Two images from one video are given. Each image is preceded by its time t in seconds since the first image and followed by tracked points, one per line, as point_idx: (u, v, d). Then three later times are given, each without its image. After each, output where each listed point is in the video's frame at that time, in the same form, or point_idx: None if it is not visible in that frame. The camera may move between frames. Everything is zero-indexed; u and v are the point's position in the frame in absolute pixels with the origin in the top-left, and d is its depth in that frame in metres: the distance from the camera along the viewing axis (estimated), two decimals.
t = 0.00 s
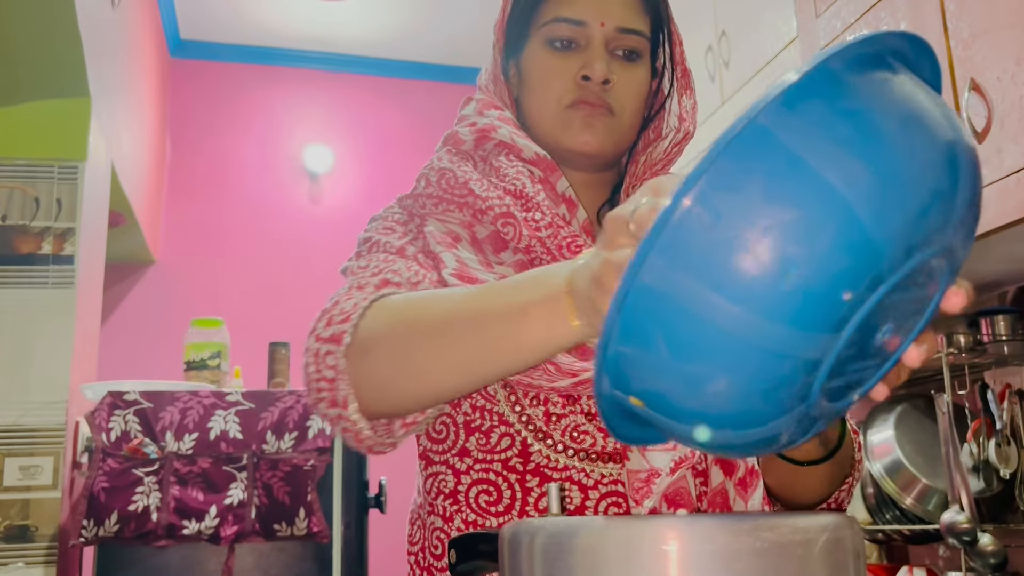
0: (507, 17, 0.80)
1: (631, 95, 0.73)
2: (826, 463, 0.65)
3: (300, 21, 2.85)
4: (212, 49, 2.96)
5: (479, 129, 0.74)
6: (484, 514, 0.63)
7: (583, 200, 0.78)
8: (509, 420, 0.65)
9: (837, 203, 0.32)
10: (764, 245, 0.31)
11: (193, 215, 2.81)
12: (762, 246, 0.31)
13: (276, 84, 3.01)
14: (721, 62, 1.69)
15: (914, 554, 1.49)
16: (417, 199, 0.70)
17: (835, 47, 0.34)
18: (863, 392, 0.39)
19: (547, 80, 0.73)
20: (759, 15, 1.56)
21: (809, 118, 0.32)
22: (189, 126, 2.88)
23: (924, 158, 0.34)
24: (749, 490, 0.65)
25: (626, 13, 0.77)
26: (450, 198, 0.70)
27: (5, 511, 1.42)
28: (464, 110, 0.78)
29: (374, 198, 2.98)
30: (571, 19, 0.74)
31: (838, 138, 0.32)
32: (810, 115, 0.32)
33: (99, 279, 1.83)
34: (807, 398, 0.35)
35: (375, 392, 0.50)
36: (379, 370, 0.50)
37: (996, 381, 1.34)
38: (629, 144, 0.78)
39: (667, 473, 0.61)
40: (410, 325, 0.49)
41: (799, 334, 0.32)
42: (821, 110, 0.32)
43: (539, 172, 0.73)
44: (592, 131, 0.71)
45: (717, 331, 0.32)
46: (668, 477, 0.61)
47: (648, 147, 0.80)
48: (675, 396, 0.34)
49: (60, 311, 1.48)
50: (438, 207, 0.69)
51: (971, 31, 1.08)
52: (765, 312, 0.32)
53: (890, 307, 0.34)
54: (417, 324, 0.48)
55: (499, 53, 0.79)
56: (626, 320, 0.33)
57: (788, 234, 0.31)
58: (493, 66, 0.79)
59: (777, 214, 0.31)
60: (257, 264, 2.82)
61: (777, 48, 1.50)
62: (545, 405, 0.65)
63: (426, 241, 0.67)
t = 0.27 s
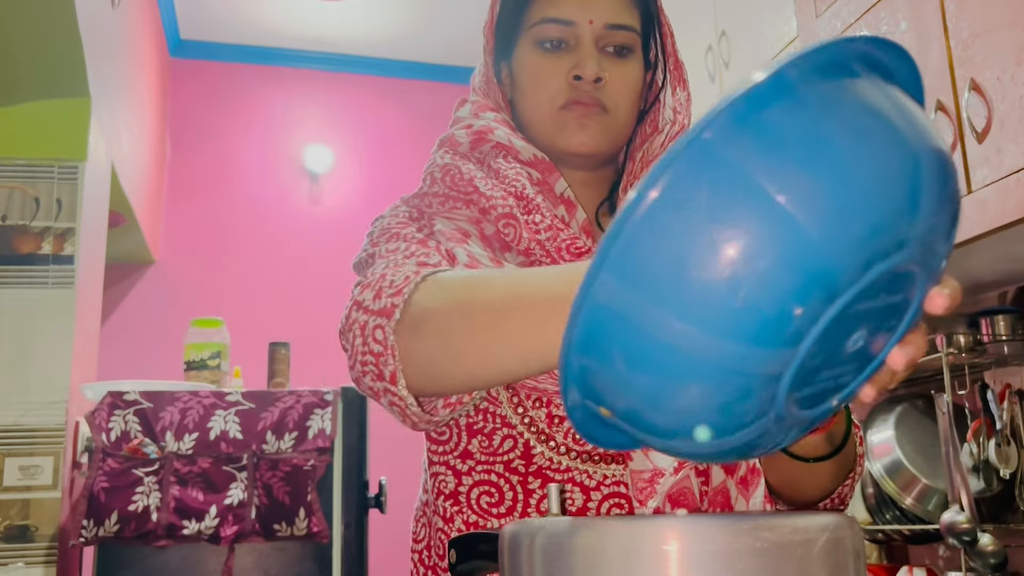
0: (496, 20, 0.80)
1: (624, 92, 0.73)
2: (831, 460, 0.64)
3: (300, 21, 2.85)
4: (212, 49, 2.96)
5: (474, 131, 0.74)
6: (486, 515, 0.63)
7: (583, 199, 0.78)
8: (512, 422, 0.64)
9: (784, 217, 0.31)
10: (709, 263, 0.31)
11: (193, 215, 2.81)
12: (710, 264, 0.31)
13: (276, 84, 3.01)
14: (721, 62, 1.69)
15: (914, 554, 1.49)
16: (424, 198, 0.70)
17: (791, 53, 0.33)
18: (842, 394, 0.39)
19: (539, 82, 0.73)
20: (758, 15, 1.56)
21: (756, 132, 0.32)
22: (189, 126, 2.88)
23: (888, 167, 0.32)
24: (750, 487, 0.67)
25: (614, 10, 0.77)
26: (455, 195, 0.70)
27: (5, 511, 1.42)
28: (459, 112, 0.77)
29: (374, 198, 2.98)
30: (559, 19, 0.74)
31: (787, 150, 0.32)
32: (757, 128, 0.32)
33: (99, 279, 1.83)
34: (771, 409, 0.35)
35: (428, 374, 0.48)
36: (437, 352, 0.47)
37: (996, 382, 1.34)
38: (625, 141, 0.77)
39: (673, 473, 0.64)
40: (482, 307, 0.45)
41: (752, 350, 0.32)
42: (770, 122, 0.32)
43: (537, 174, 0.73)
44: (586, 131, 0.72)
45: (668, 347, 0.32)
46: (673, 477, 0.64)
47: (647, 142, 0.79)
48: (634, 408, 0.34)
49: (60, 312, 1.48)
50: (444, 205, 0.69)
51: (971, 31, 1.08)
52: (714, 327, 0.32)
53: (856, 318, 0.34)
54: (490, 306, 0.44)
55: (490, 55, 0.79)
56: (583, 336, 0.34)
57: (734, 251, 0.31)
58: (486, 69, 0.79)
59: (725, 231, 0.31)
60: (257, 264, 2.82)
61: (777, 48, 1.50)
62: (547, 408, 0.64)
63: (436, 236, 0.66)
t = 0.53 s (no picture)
0: (498, 15, 0.79)
1: (627, 91, 0.74)
2: (839, 463, 0.65)
3: (300, 21, 2.84)
4: (212, 49, 2.96)
5: (474, 131, 0.73)
6: (486, 520, 0.63)
7: (583, 199, 0.78)
8: (511, 425, 0.65)
9: (784, 194, 0.33)
10: (716, 243, 0.33)
11: (193, 215, 2.81)
12: (718, 244, 0.33)
13: (276, 84, 3.01)
14: (721, 61, 1.68)
15: (914, 554, 1.49)
16: (416, 202, 0.70)
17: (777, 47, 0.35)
18: (862, 385, 0.39)
19: (541, 80, 0.73)
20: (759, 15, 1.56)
21: (750, 116, 0.33)
22: (189, 126, 2.88)
23: (882, 140, 0.34)
24: (753, 491, 0.67)
25: (617, 8, 0.76)
26: (448, 200, 0.70)
27: (5, 511, 1.42)
28: (460, 111, 0.77)
29: (374, 198, 2.98)
30: (561, 18, 0.74)
31: (782, 132, 0.33)
32: (750, 113, 0.34)
33: (99, 278, 1.83)
34: (788, 392, 0.35)
35: (347, 370, 0.53)
36: (359, 347, 0.52)
37: (996, 382, 1.34)
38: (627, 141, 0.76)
39: (673, 475, 0.63)
40: (401, 308, 0.52)
41: (763, 328, 0.33)
42: (763, 107, 0.34)
43: (537, 175, 0.73)
44: (588, 131, 0.72)
45: (680, 331, 0.33)
46: (673, 479, 0.62)
47: (649, 143, 0.78)
48: (650, 402, 0.36)
49: (60, 312, 1.48)
50: (437, 210, 0.70)
51: (971, 31, 1.08)
52: (724, 306, 0.33)
53: (863, 295, 0.35)
54: (407, 308, 0.52)
55: (491, 52, 0.78)
56: (596, 328, 0.35)
57: (737, 229, 0.33)
58: (486, 66, 0.78)
59: (729, 210, 0.33)
60: (258, 264, 2.82)
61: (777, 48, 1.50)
62: (547, 410, 0.65)
63: (425, 241, 0.68)
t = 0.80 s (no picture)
0: (495, 18, 0.80)
1: (625, 91, 0.73)
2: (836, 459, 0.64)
3: (300, 21, 2.84)
4: (212, 49, 2.96)
5: (473, 131, 0.74)
6: (484, 521, 0.63)
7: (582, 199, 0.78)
8: (509, 427, 0.64)
9: (745, 175, 0.33)
10: (681, 229, 0.33)
11: (193, 215, 2.81)
12: (684, 232, 0.33)
13: (276, 84, 3.01)
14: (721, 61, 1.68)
15: (914, 554, 1.49)
16: (417, 202, 0.70)
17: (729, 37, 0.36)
18: (850, 371, 0.39)
19: (539, 80, 0.73)
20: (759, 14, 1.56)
21: (704, 102, 0.34)
22: (189, 126, 2.88)
23: (840, 118, 0.35)
24: (752, 491, 0.67)
25: (614, 9, 0.77)
26: (448, 201, 0.70)
27: (5, 512, 1.42)
28: (458, 111, 0.78)
29: (374, 198, 2.98)
30: (558, 18, 0.74)
31: (738, 115, 0.34)
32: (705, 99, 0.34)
33: (99, 278, 1.83)
34: (770, 377, 0.35)
35: (366, 389, 0.52)
36: (368, 367, 0.51)
37: (996, 382, 1.35)
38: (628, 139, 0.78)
39: (670, 476, 0.63)
40: (404, 323, 0.50)
41: (737, 312, 0.33)
42: (717, 92, 0.34)
43: (535, 176, 0.73)
44: (587, 130, 0.71)
45: (652, 320, 0.34)
46: (670, 481, 0.63)
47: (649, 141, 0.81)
48: (631, 395, 0.36)
49: (60, 311, 1.48)
50: (437, 209, 0.70)
51: (971, 31, 1.08)
52: (694, 290, 0.33)
53: (835, 273, 0.35)
54: (410, 324, 0.49)
55: (489, 54, 0.79)
56: (571, 327, 0.35)
57: (700, 213, 0.33)
58: (486, 68, 0.79)
59: (693, 195, 0.33)
60: (258, 265, 2.82)
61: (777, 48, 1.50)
62: (545, 411, 0.65)
63: (425, 243, 0.68)
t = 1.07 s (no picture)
0: (497, 16, 0.80)
1: (627, 90, 0.73)
2: (840, 466, 0.65)
3: (300, 21, 2.84)
4: (212, 49, 2.96)
5: (474, 131, 0.74)
6: (486, 522, 0.63)
7: (583, 199, 0.78)
8: (510, 428, 0.64)
9: (758, 185, 0.34)
10: (697, 241, 0.34)
11: (193, 215, 2.81)
12: (699, 243, 0.34)
13: (276, 84, 3.00)
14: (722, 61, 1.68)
15: (914, 554, 1.49)
16: (416, 204, 0.70)
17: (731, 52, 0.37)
18: (862, 376, 0.40)
19: (540, 80, 0.73)
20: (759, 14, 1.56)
21: (712, 115, 0.35)
22: (189, 125, 2.88)
23: (845, 127, 0.36)
24: (755, 492, 0.67)
25: (616, 8, 0.76)
26: (448, 202, 0.70)
27: (5, 511, 1.42)
28: (460, 111, 0.78)
29: (374, 199, 2.98)
30: (560, 17, 0.74)
31: (747, 127, 0.35)
32: (712, 113, 0.35)
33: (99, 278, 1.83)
34: (788, 385, 0.36)
35: (348, 403, 0.53)
36: (352, 381, 0.52)
37: (996, 382, 1.35)
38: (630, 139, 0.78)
39: (670, 478, 0.63)
40: (392, 336, 0.50)
41: (754, 319, 0.34)
42: (725, 105, 0.36)
43: (535, 176, 0.73)
44: (588, 130, 0.71)
45: (670, 330, 0.34)
46: (672, 482, 0.63)
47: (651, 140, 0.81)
48: (650, 407, 0.36)
49: (60, 311, 1.48)
50: (436, 212, 0.70)
51: (972, 30, 1.08)
52: (711, 300, 0.34)
53: (847, 280, 0.36)
54: (392, 340, 0.50)
55: (490, 53, 0.79)
56: (589, 343, 0.36)
57: (715, 224, 0.34)
58: (487, 67, 0.79)
59: (707, 206, 0.34)
60: (257, 265, 2.82)
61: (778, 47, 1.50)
62: (546, 412, 0.64)
63: (423, 245, 0.68)
